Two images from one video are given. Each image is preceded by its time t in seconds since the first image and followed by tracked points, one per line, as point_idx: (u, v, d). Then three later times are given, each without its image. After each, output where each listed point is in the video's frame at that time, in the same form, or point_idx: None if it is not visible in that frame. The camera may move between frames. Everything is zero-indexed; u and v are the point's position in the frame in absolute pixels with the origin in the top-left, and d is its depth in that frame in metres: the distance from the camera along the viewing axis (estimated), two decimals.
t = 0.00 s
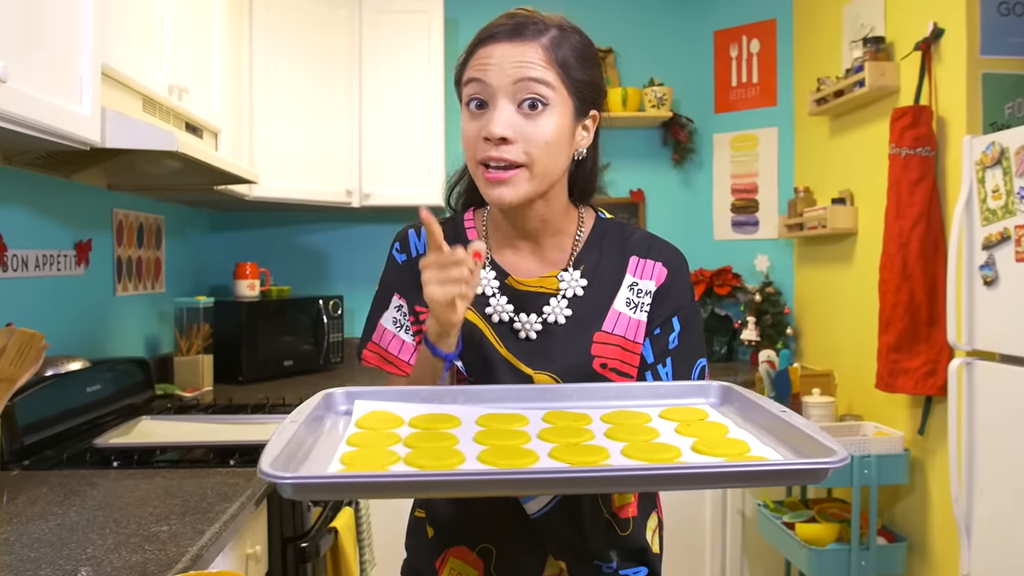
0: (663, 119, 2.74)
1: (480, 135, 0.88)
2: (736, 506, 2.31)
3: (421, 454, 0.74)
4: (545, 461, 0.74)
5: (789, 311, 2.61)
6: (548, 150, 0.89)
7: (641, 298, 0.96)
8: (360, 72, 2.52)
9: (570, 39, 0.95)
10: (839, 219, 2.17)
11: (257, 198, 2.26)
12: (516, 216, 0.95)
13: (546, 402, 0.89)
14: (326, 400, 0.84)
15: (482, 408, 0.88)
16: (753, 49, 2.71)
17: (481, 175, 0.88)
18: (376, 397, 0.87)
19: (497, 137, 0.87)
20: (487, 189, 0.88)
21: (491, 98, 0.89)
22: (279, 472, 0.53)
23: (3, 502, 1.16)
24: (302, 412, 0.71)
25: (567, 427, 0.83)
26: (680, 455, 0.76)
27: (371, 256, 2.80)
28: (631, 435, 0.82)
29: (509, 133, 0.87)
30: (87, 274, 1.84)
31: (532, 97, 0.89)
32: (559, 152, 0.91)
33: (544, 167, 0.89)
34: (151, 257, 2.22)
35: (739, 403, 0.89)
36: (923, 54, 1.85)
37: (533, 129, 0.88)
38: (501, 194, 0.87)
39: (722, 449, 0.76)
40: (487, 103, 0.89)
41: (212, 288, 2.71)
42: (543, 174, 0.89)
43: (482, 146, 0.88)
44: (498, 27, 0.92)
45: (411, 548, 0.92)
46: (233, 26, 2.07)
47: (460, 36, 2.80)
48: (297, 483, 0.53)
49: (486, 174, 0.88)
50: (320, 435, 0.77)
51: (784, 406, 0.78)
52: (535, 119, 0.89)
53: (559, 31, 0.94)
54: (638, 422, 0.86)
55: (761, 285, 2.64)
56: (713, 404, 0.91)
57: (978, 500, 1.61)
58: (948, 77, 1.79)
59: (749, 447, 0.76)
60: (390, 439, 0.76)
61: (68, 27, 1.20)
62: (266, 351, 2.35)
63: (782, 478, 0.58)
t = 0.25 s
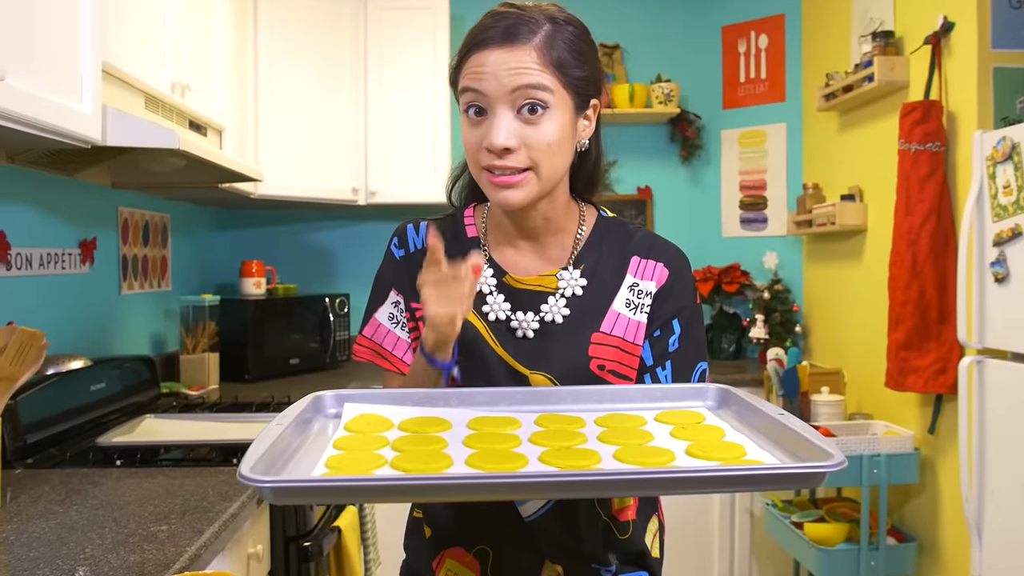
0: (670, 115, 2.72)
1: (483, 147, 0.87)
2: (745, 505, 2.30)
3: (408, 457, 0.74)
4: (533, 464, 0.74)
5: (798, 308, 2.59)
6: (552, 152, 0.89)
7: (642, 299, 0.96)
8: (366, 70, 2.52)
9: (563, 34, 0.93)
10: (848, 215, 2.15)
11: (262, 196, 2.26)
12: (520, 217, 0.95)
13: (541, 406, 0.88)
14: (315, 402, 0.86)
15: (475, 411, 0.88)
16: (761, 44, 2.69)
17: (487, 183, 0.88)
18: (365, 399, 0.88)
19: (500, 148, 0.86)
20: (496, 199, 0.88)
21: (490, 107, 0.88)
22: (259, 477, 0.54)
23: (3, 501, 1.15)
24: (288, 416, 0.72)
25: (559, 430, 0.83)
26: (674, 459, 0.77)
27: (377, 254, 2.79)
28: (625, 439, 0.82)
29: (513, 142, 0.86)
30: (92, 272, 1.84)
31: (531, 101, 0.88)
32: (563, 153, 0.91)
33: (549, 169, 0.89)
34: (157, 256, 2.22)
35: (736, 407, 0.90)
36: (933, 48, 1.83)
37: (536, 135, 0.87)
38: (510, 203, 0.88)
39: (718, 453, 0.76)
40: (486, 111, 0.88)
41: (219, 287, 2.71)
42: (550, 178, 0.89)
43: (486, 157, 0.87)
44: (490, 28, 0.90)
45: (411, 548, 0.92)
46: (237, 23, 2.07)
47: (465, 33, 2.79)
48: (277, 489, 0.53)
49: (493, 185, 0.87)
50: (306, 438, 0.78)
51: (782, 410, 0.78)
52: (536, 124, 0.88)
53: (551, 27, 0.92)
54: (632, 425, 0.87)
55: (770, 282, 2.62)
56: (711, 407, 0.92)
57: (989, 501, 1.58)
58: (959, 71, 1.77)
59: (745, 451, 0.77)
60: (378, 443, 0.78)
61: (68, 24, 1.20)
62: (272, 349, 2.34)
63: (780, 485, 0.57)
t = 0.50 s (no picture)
0: (682, 117, 2.70)
1: (495, 153, 0.86)
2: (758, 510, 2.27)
3: (405, 475, 0.78)
4: (532, 482, 0.78)
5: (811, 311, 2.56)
6: (564, 159, 0.88)
7: (647, 305, 0.95)
8: (376, 75, 2.52)
9: (573, 36, 0.92)
10: (862, 217, 2.12)
11: (273, 201, 2.26)
12: (528, 224, 0.94)
13: (543, 415, 0.92)
14: (313, 411, 0.88)
15: (476, 419, 0.91)
16: (772, 45, 2.67)
17: (499, 191, 0.88)
18: (365, 407, 0.91)
19: (514, 155, 0.85)
20: (508, 205, 0.87)
21: (502, 113, 0.86)
22: (251, 502, 0.54)
23: (10, 508, 1.16)
24: (285, 430, 0.74)
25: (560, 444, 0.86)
26: (674, 479, 0.79)
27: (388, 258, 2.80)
28: (626, 454, 0.84)
29: (526, 149, 0.85)
30: (103, 278, 1.85)
31: (545, 106, 0.87)
32: (574, 159, 0.90)
33: (561, 177, 0.89)
34: (168, 261, 2.23)
35: (740, 417, 0.90)
36: (946, 47, 1.81)
37: (549, 142, 0.86)
38: (522, 209, 0.87)
39: (721, 473, 0.78)
40: (498, 116, 0.87)
41: (231, 292, 2.73)
42: (561, 184, 0.89)
43: (498, 162, 0.86)
44: (499, 30, 0.89)
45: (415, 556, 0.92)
46: (247, 28, 2.07)
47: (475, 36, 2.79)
48: (268, 512, 0.54)
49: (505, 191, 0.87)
50: (302, 449, 0.80)
51: (788, 426, 0.78)
52: (550, 130, 0.87)
53: (562, 30, 0.91)
54: (633, 437, 0.89)
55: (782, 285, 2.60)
56: (715, 417, 0.92)
57: (1007, 506, 1.56)
58: (973, 70, 1.74)
59: (749, 469, 0.77)
60: (376, 458, 0.81)
61: (75, 32, 1.20)
62: (283, 354, 2.35)
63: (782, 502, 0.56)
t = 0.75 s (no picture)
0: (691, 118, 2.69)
1: (500, 146, 0.85)
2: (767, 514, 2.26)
3: (398, 475, 0.78)
4: (528, 484, 0.78)
5: (821, 314, 2.54)
6: (569, 156, 0.87)
7: (651, 307, 0.94)
8: (384, 76, 2.52)
9: (580, 32, 0.91)
10: (872, 219, 2.10)
11: (281, 201, 2.27)
12: (531, 224, 0.94)
13: (543, 419, 0.90)
14: (310, 413, 0.88)
15: (475, 422, 0.91)
16: (783, 46, 2.65)
17: (503, 189, 0.86)
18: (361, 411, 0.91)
19: (518, 148, 0.84)
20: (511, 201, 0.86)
21: (507, 106, 0.86)
22: (239, 499, 0.53)
23: (13, 507, 1.16)
24: (279, 430, 0.73)
25: (558, 446, 0.86)
26: (673, 482, 0.79)
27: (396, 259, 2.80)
28: (625, 456, 0.84)
29: (531, 143, 0.84)
30: (110, 278, 1.86)
31: (551, 101, 0.86)
32: (580, 156, 0.89)
33: (565, 175, 0.87)
34: (177, 261, 2.23)
35: (744, 421, 0.90)
36: (958, 48, 1.79)
37: (555, 137, 0.86)
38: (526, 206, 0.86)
39: (720, 477, 0.77)
40: (503, 110, 0.86)
41: (239, 292, 2.73)
42: (566, 182, 0.88)
43: (503, 157, 0.85)
44: (506, 24, 0.88)
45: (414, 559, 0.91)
46: (255, 29, 2.08)
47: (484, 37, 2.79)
48: (258, 510, 0.52)
49: (508, 187, 0.85)
50: (298, 451, 0.79)
51: (790, 427, 0.77)
52: (555, 124, 0.86)
53: (570, 25, 0.90)
54: (635, 441, 0.88)
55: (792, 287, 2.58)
56: (719, 422, 0.92)
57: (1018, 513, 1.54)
58: (985, 71, 1.72)
59: (749, 472, 0.77)
60: (371, 458, 0.81)
61: (81, 32, 1.21)
62: (290, 354, 2.35)
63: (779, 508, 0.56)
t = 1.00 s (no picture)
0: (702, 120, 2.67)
1: (502, 145, 0.84)
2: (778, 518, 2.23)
3: (397, 476, 0.78)
4: (531, 485, 0.78)
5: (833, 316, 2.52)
6: (572, 158, 0.86)
7: (661, 313, 0.93)
8: (393, 79, 2.52)
9: (589, 35, 0.91)
10: (884, 221, 2.08)
11: (290, 205, 2.27)
12: (535, 228, 0.93)
13: (549, 423, 0.91)
14: (314, 418, 0.87)
15: (479, 426, 0.90)
16: (794, 47, 2.63)
17: (504, 189, 0.86)
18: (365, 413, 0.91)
19: (520, 147, 0.83)
20: (513, 202, 0.85)
21: (511, 106, 0.85)
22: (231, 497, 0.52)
23: (21, 509, 1.16)
24: (279, 433, 0.73)
25: (565, 450, 0.86)
26: (682, 484, 0.78)
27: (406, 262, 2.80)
28: (633, 459, 0.84)
29: (533, 142, 0.83)
30: (120, 281, 1.86)
31: (555, 102, 0.86)
32: (583, 159, 0.88)
33: (566, 179, 0.86)
34: (187, 264, 2.24)
35: (757, 425, 0.89)
36: (971, 48, 1.77)
37: (559, 138, 0.85)
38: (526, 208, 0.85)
39: (730, 478, 0.77)
40: (507, 110, 0.86)
41: (249, 295, 2.74)
42: (569, 186, 0.87)
43: (505, 157, 0.84)
44: (514, 24, 0.88)
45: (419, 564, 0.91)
46: (264, 33, 2.08)
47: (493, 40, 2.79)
48: (250, 508, 0.52)
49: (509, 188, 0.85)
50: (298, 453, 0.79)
51: (804, 430, 0.76)
52: (559, 125, 0.86)
53: (579, 27, 0.90)
54: (644, 445, 0.87)
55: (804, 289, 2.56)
56: (732, 426, 0.91)
57: None
58: (998, 71, 1.71)
59: (761, 474, 0.76)
60: (371, 462, 0.81)
61: (88, 36, 1.21)
62: (300, 357, 2.36)
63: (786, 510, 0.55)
